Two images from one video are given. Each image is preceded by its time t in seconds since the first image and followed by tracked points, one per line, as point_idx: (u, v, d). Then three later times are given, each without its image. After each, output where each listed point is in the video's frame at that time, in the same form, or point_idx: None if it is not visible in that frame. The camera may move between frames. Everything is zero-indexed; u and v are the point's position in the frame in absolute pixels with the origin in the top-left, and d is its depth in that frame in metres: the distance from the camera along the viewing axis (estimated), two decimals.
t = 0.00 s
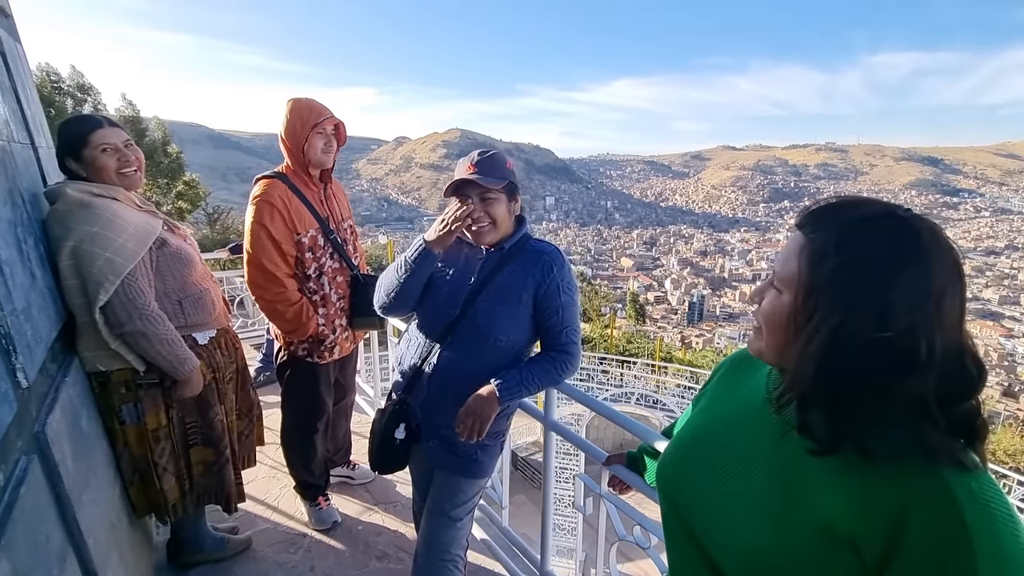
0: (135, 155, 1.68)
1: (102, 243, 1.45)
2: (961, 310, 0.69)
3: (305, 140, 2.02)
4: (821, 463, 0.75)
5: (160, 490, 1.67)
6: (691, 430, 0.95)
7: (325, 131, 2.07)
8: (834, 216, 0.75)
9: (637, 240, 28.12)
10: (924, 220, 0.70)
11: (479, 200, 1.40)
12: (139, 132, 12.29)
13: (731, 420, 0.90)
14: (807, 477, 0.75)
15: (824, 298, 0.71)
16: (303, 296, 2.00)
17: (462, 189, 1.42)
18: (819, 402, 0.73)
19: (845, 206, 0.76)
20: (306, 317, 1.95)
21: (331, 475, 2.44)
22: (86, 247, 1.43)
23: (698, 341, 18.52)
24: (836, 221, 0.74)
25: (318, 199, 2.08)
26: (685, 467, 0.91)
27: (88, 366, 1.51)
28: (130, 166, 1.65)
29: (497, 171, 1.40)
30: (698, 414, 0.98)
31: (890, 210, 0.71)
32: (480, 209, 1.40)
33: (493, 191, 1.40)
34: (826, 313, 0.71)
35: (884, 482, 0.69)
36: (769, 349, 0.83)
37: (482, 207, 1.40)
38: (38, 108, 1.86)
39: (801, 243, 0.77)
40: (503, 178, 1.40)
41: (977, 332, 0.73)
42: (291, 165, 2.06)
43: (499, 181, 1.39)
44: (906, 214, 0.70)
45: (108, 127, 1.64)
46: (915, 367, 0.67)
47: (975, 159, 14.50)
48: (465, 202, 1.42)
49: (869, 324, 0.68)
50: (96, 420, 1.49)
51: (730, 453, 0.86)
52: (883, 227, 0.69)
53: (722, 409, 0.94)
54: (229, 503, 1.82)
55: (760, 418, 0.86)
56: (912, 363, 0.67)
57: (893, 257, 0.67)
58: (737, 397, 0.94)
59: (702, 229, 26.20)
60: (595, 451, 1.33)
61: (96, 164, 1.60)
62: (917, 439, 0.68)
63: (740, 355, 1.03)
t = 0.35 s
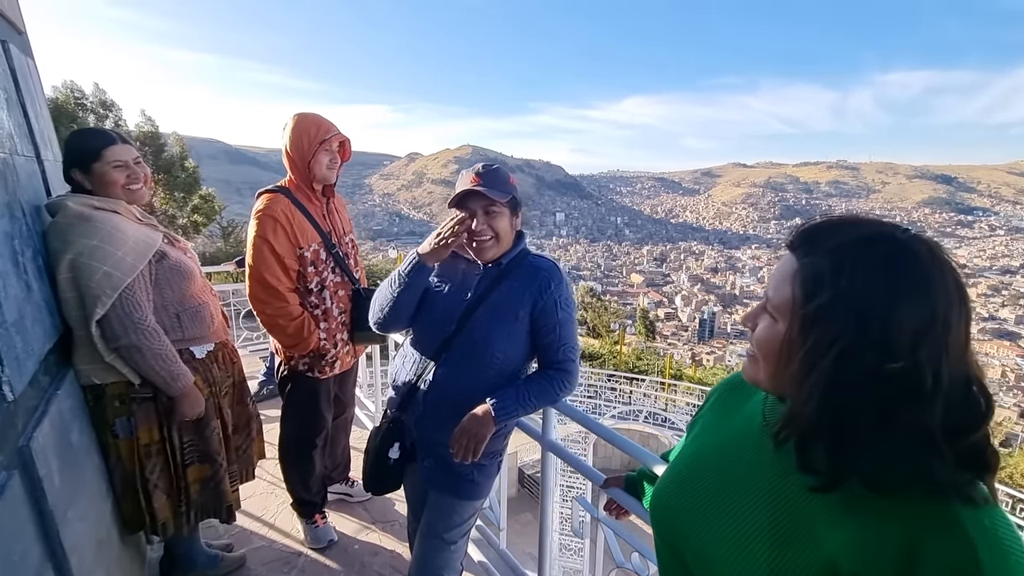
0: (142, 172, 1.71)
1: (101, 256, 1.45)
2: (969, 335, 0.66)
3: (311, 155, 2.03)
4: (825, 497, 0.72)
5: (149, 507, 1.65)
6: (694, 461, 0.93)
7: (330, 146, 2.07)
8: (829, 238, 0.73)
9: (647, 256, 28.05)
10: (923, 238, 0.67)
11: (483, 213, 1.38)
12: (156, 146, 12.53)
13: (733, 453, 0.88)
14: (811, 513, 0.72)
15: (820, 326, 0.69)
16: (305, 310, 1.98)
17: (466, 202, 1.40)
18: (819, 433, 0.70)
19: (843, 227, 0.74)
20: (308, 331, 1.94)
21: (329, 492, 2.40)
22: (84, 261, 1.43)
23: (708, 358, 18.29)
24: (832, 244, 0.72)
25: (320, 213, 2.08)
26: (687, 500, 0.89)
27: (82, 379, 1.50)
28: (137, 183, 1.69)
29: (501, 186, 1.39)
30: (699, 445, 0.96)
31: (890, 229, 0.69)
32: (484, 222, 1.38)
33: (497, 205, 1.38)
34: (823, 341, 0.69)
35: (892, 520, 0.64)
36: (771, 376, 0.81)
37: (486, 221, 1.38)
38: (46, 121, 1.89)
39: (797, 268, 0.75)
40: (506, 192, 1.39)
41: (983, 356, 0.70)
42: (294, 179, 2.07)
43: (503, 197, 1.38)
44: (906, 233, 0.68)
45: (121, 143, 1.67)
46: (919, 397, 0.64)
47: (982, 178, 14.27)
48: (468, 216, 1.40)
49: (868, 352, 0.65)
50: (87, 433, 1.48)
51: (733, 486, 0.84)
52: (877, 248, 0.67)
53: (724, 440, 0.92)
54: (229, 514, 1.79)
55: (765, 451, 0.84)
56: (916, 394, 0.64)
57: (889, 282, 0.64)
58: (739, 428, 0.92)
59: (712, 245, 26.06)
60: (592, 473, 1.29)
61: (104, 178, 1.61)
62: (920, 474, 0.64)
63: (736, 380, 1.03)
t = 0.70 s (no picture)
0: (153, 181, 1.75)
1: (111, 263, 1.47)
2: (983, 346, 0.62)
3: (322, 164, 2.05)
4: (830, 519, 0.69)
5: (155, 513, 1.65)
6: (698, 474, 0.91)
7: (340, 154, 2.08)
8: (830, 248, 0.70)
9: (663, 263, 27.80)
10: (928, 243, 0.65)
11: (487, 220, 1.37)
12: (179, 156, 12.81)
13: (735, 469, 0.85)
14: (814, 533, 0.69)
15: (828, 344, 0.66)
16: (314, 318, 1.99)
17: (469, 210, 1.39)
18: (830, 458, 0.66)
19: (845, 234, 0.70)
20: (317, 338, 1.94)
21: (337, 500, 2.40)
22: (94, 268, 1.45)
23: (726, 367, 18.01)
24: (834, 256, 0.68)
25: (330, 221, 2.09)
26: (690, 512, 0.86)
27: (91, 385, 1.52)
28: (148, 192, 1.72)
29: (505, 193, 1.38)
30: (701, 458, 0.94)
31: (893, 235, 0.66)
32: (487, 230, 1.37)
33: (501, 213, 1.37)
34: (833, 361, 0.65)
35: (903, 545, 0.61)
36: (778, 397, 0.77)
37: (489, 228, 1.37)
38: (63, 132, 1.92)
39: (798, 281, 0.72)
40: (509, 200, 1.38)
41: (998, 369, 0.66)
42: (304, 187, 2.08)
43: (507, 204, 1.37)
44: (912, 239, 0.65)
45: (133, 153, 1.69)
46: (937, 415, 0.60)
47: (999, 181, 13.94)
48: (471, 223, 1.39)
49: (881, 369, 0.61)
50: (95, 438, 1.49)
51: (736, 502, 0.81)
52: (884, 257, 0.63)
53: (728, 454, 0.89)
54: (236, 522, 1.79)
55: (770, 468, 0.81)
56: (931, 410, 0.60)
57: (899, 293, 0.61)
58: (744, 442, 0.89)
59: (728, 252, 25.74)
60: (596, 485, 1.26)
61: (118, 188, 1.64)
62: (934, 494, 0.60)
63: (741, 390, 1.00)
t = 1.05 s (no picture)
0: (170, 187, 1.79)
1: (126, 267, 1.50)
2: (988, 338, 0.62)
3: (333, 168, 2.07)
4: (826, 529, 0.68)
5: (169, 512, 1.68)
6: (699, 479, 0.91)
7: (351, 158, 2.10)
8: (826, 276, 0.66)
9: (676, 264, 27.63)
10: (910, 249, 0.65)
11: (488, 226, 1.38)
12: (195, 159, 13.00)
13: (740, 471, 0.86)
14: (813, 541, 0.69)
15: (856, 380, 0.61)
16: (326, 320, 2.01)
17: (472, 216, 1.40)
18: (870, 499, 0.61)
19: (837, 257, 0.67)
20: (329, 340, 1.97)
21: (348, 500, 2.43)
22: (110, 272, 1.48)
23: (740, 368, 17.84)
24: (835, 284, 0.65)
25: (341, 225, 2.11)
26: (692, 518, 0.86)
27: (108, 385, 1.56)
28: (165, 198, 1.76)
29: (508, 198, 1.38)
30: (703, 465, 0.94)
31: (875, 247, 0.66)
32: (489, 235, 1.38)
33: (502, 218, 1.37)
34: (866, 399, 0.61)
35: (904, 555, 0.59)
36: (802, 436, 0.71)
37: (491, 234, 1.38)
38: (80, 138, 1.96)
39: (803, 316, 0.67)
40: (513, 203, 1.38)
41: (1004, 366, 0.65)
42: (316, 191, 2.10)
43: (510, 208, 1.38)
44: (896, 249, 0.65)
45: (152, 159, 1.74)
46: (966, 430, 0.59)
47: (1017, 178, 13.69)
48: (474, 229, 1.40)
49: (915, 397, 0.58)
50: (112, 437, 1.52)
51: (738, 508, 0.81)
52: (890, 278, 0.61)
53: (731, 460, 0.89)
54: (246, 522, 1.82)
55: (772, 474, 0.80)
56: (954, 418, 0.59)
57: (914, 314, 0.59)
58: (747, 448, 0.89)
59: (742, 253, 25.52)
60: (601, 488, 1.26)
61: (138, 193, 1.68)
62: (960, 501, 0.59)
63: (746, 397, 1.00)
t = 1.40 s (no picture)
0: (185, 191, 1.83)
1: (140, 269, 1.53)
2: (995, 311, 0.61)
3: (343, 168, 2.09)
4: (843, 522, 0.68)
5: (184, 509, 1.70)
6: (708, 471, 0.91)
7: (361, 159, 2.12)
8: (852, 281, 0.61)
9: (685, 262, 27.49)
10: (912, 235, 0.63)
11: (494, 221, 1.40)
12: (206, 164, 13.15)
13: (750, 460, 0.86)
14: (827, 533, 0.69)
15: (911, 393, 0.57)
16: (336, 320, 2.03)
17: (478, 212, 1.42)
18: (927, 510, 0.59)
19: (850, 255, 0.63)
20: (340, 340, 1.99)
21: (359, 499, 2.44)
22: (125, 273, 1.51)
23: (751, 366, 17.71)
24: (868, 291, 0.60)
25: (350, 225, 2.13)
26: (704, 507, 0.87)
27: (124, 385, 1.58)
28: (182, 201, 1.80)
29: (515, 192, 1.39)
30: (711, 457, 0.94)
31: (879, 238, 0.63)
32: (495, 230, 1.40)
33: (507, 212, 1.38)
34: (923, 411, 0.56)
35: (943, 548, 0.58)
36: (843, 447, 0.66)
37: (497, 228, 1.40)
38: (95, 143, 1.99)
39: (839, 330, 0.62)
40: (518, 199, 1.39)
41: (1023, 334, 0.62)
42: (326, 192, 2.12)
43: (516, 204, 1.39)
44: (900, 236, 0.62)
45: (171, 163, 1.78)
46: (1002, 412, 0.58)
47: None
48: (480, 224, 1.42)
49: (966, 388, 0.55)
50: (129, 436, 1.54)
51: (751, 496, 0.81)
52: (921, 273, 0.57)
53: (739, 451, 0.89)
54: (260, 520, 1.84)
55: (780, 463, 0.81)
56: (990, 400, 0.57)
57: (958, 308, 0.55)
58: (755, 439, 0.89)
59: (752, 250, 25.32)
60: (612, 483, 1.27)
61: (158, 195, 1.71)
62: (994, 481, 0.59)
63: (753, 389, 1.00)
